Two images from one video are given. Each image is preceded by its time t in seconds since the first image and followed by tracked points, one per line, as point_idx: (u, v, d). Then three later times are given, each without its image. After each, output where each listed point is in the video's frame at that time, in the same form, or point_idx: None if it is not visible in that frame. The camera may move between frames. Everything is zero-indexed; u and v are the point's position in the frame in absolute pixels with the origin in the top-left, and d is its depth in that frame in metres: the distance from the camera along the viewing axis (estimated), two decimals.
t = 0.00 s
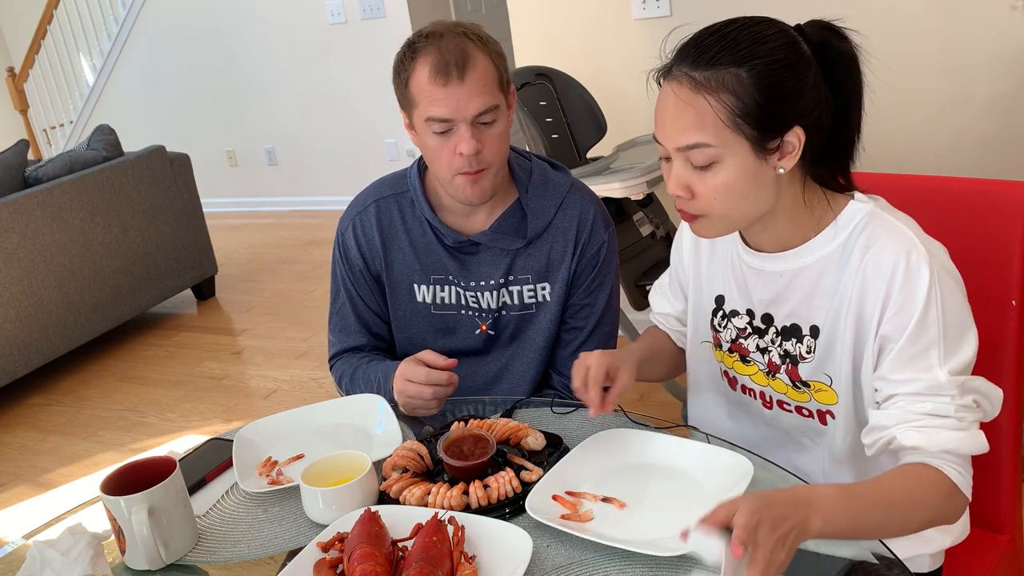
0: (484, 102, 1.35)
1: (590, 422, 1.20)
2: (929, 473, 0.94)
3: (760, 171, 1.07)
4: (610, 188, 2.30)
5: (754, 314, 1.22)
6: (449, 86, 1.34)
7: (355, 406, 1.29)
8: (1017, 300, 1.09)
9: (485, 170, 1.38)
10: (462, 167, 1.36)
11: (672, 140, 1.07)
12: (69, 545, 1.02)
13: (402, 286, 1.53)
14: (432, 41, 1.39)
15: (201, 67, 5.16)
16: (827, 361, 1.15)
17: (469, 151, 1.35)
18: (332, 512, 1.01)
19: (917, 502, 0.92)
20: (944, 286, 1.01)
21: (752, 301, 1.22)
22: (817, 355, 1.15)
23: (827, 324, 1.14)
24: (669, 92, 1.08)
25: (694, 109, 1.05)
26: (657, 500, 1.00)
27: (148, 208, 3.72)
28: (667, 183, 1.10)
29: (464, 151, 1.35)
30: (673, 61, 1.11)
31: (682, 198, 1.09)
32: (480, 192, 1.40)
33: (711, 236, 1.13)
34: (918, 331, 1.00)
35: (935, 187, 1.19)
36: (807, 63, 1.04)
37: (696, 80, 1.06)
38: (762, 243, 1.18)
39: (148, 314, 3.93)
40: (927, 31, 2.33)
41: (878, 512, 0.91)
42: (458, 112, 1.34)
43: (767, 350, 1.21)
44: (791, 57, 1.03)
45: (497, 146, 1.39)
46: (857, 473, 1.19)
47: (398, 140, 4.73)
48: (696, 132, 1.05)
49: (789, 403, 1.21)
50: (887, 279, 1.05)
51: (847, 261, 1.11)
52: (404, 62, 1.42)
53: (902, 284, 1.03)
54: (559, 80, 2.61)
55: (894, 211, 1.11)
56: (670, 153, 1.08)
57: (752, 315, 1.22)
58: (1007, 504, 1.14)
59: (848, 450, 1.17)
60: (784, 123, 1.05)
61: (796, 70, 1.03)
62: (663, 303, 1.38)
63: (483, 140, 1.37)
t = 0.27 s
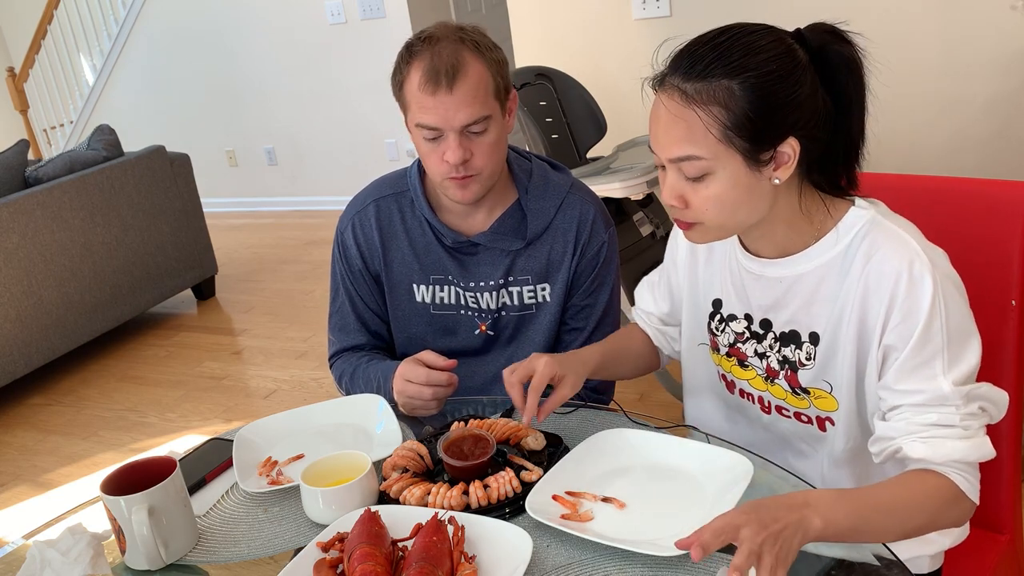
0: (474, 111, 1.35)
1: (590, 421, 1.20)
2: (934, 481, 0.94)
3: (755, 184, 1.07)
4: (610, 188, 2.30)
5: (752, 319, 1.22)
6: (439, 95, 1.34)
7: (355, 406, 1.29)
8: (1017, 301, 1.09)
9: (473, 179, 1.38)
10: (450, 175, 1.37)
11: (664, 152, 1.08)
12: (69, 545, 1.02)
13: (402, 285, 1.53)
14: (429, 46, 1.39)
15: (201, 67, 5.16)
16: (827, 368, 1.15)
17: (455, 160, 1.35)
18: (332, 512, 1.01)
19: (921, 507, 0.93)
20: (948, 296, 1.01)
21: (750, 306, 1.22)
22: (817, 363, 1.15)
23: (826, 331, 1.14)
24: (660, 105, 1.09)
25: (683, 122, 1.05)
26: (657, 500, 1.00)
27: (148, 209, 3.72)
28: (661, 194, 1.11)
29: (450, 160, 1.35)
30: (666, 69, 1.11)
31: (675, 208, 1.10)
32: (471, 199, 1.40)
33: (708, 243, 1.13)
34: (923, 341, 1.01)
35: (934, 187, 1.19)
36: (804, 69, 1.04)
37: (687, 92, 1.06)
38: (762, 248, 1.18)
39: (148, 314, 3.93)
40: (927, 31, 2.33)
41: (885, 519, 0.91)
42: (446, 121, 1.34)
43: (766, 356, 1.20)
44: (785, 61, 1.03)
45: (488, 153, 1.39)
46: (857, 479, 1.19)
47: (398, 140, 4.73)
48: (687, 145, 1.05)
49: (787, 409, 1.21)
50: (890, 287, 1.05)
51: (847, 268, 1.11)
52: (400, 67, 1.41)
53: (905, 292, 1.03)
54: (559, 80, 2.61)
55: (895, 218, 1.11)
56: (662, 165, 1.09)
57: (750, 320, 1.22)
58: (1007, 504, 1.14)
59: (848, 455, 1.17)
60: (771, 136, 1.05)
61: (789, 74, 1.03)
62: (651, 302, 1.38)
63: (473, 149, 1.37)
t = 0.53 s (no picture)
0: (469, 120, 1.34)
1: (590, 422, 1.20)
2: (934, 486, 0.94)
3: (750, 181, 1.07)
4: (610, 188, 2.30)
5: (749, 324, 1.22)
6: (434, 102, 1.33)
7: (355, 406, 1.29)
8: (1017, 301, 1.09)
9: (469, 183, 1.38)
10: (445, 177, 1.37)
11: (662, 145, 1.07)
12: (69, 545, 1.02)
13: (402, 285, 1.53)
14: (429, 49, 1.38)
15: (201, 67, 5.16)
16: (825, 372, 1.15)
17: (451, 166, 1.35)
18: (332, 512, 1.01)
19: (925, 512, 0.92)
20: (945, 299, 1.01)
21: (747, 310, 1.22)
22: (814, 367, 1.16)
23: (824, 335, 1.14)
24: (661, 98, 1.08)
25: (683, 114, 1.05)
26: (656, 500, 1.01)
27: (148, 209, 3.72)
28: (655, 187, 1.10)
29: (446, 165, 1.35)
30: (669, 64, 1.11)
31: (669, 203, 1.09)
32: (464, 203, 1.40)
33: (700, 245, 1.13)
34: (921, 345, 1.01)
35: (933, 187, 1.19)
36: (807, 74, 1.04)
37: (690, 86, 1.06)
38: (759, 252, 1.19)
39: (148, 314, 3.93)
40: (927, 31, 2.33)
41: (891, 527, 0.90)
42: (443, 127, 1.34)
43: (763, 360, 1.20)
44: (791, 66, 1.03)
45: (484, 158, 1.39)
46: (855, 482, 1.19)
47: (398, 140, 4.73)
48: (687, 138, 1.05)
49: (785, 414, 1.21)
50: (887, 291, 1.05)
51: (844, 272, 1.11)
52: (399, 69, 1.40)
53: (903, 296, 1.03)
54: (559, 80, 2.61)
55: (891, 220, 1.11)
56: (659, 158, 1.09)
57: (747, 324, 1.22)
58: (1007, 504, 1.14)
59: (847, 458, 1.17)
60: (777, 134, 1.05)
61: (796, 78, 1.03)
62: (643, 306, 1.37)
63: (469, 155, 1.37)
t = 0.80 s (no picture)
0: (471, 125, 1.34)
1: (590, 422, 1.20)
2: (937, 487, 0.94)
3: (751, 171, 1.07)
4: (610, 188, 2.30)
5: (747, 326, 1.22)
6: (437, 106, 1.33)
7: (355, 406, 1.29)
8: (1016, 300, 1.09)
9: (469, 188, 1.38)
10: (446, 180, 1.37)
11: (669, 123, 1.08)
12: (69, 545, 1.02)
13: (403, 285, 1.53)
14: (432, 52, 1.38)
15: (201, 66, 5.15)
16: (824, 373, 1.15)
17: (452, 170, 1.35)
18: (332, 512, 1.01)
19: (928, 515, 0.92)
20: (942, 298, 1.01)
21: (745, 313, 1.22)
22: (814, 368, 1.15)
23: (823, 336, 1.14)
24: (676, 77, 1.09)
25: (693, 94, 1.06)
26: (655, 501, 1.00)
27: (148, 208, 3.72)
28: (658, 168, 1.11)
29: (447, 169, 1.35)
30: (686, 48, 1.12)
31: (670, 186, 1.10)
32: (462, 204, 1.40)
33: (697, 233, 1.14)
34: (918, 344, 1.01)
35: (932, 187, 1.19)
36: (818, 73, 1.04)
37: (704, 66, 1.07)
38: (757, 254, 1.18)
39: (148, 314, 3.93)
40: (927, 31, 2.33)
41: (890, 530, 0.90)
42: (445, 133, 1.34)
43: (762, 362, 1.20)
44: (806, 68, 1.03)
45: (485, 163, 1.39)
46: (854, 483, 1.19)
47: (398, 140, 4.74)
48: (695, 116, 1.06)
49: (784, 415, 1.20)
50: (885, 291, 1.05)
51: (842, 272, 1.11)
52: (402, 71, 1.40)
53: (901, 296, 1.03)
54: (559, 80, 2.61)
55: (887, 220, 1.11)
56: (666, 137, 1.10)
57: (745, 326, 1.22)
58: (1007, 504, 1.14)
59: (847, 458, 1.17)
60: (786, 122, 1.05)
61: (808, 78, 1.04)
62: (647, 314, 1.36)
63: (470, 159, 1.37)
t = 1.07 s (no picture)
0: (484, 130, 1.33)
1: (590, 422, 1.20)
2: (939, 488, 0.94)
3: (762, 160, 1.07)
4: (610, 189, 2.30)
5: (751, 324, 1.22)
6: (452, 109, 1.32)
7: (356, 407, 1.29)
8: (1016, 300, 1.09)
9: (476, 193, 1.37)
10: (454, 183, 1.36)
11: (681, 110, 1.09)
12: (69, 545, 1.02)
13: (405, 281, 1.53)
14: (450, 53, 1.36)
15: (201, 66, 5.16)
16: (829, 370, 1.15)
17: (461, 174, 1.34)
18: (332, 512, 1.01)
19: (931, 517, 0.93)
20: (947, 294, 1.02)
21: (749, 311, 1.22)
22: (819, 365, 1.15)
23: (828, 334, 1.14)
24: (692, 66, 1.09)
25: (709, 82, 1.07)
26: (656, 500, 1.01)
27: (148, 208, 3.72)
28: (666, 156, 1.11)
29: (455, 173, 1.34)
30: (702, 38, 1.12)
31: (677, 174, 1.10)
32: (466, 207, 1.39)
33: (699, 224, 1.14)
34: (923, 340, 1.01)
35: (933, 186, 1.19)
36: (831, 71, 1.05)
37: (719, 56, 1.07)
38: (762, 251, 1.18)
39: (148, 314, 3.93)
40: (927, 31, 2.33)
41: (891, 531, 0.90)
42: (457, 136, 1.33)
43: (765, 360, 1.20)
44: (820, 66, 1.04)
45: (494, 170, 1.37)
46: (857, 481, 1.19)
47: (398, 140, 4.74)
48: (708, 103, 1.06)
49: (787, 414, 1.20)
50: (890, 288, 1.05)
51: (846, 270, 1.11)
52: (417, 70, 1.39)
53: (906, 291, 1.04)
54: (560, 81, 2.61)
55: (892, 217, 1.11)
56: (677, 125, 1.10)
57: (749, 325, 1.22)
58: (1007, 504, 1.14)
59: (850, 456, 1.17)
60: (799, 116, 1.05)
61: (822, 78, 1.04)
62: (657, 315, 1.36)
63: (479, 164, 1.36)
